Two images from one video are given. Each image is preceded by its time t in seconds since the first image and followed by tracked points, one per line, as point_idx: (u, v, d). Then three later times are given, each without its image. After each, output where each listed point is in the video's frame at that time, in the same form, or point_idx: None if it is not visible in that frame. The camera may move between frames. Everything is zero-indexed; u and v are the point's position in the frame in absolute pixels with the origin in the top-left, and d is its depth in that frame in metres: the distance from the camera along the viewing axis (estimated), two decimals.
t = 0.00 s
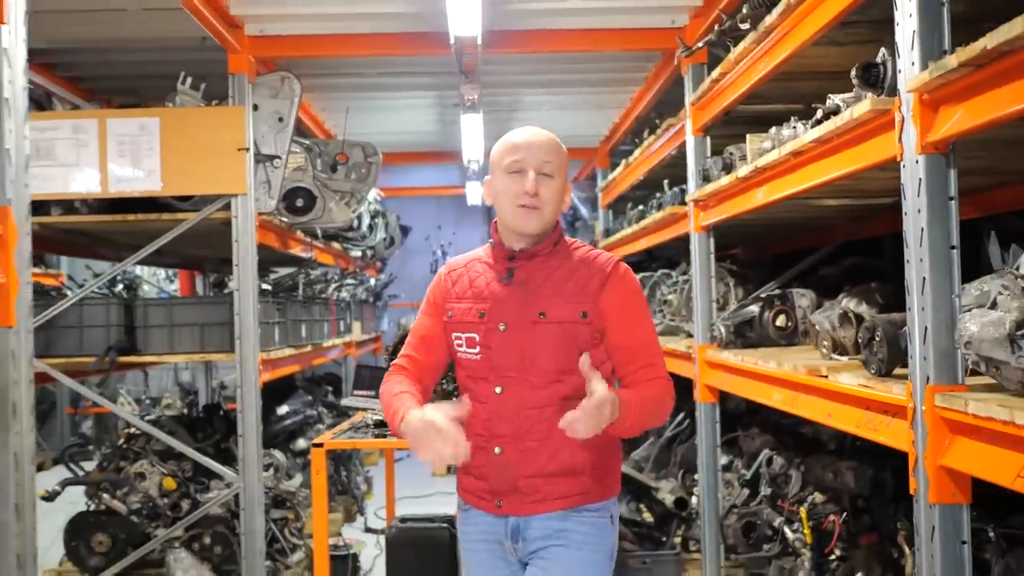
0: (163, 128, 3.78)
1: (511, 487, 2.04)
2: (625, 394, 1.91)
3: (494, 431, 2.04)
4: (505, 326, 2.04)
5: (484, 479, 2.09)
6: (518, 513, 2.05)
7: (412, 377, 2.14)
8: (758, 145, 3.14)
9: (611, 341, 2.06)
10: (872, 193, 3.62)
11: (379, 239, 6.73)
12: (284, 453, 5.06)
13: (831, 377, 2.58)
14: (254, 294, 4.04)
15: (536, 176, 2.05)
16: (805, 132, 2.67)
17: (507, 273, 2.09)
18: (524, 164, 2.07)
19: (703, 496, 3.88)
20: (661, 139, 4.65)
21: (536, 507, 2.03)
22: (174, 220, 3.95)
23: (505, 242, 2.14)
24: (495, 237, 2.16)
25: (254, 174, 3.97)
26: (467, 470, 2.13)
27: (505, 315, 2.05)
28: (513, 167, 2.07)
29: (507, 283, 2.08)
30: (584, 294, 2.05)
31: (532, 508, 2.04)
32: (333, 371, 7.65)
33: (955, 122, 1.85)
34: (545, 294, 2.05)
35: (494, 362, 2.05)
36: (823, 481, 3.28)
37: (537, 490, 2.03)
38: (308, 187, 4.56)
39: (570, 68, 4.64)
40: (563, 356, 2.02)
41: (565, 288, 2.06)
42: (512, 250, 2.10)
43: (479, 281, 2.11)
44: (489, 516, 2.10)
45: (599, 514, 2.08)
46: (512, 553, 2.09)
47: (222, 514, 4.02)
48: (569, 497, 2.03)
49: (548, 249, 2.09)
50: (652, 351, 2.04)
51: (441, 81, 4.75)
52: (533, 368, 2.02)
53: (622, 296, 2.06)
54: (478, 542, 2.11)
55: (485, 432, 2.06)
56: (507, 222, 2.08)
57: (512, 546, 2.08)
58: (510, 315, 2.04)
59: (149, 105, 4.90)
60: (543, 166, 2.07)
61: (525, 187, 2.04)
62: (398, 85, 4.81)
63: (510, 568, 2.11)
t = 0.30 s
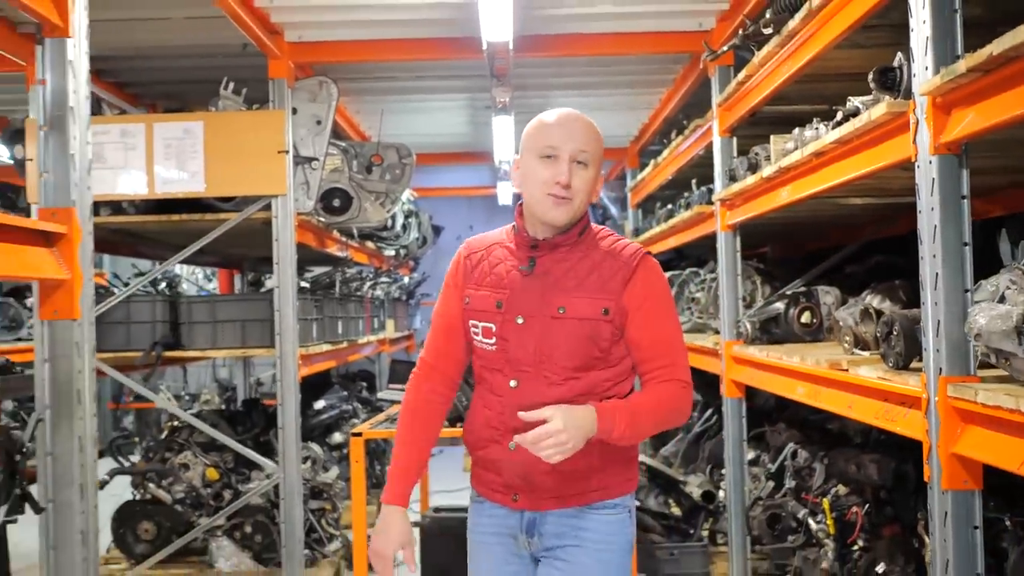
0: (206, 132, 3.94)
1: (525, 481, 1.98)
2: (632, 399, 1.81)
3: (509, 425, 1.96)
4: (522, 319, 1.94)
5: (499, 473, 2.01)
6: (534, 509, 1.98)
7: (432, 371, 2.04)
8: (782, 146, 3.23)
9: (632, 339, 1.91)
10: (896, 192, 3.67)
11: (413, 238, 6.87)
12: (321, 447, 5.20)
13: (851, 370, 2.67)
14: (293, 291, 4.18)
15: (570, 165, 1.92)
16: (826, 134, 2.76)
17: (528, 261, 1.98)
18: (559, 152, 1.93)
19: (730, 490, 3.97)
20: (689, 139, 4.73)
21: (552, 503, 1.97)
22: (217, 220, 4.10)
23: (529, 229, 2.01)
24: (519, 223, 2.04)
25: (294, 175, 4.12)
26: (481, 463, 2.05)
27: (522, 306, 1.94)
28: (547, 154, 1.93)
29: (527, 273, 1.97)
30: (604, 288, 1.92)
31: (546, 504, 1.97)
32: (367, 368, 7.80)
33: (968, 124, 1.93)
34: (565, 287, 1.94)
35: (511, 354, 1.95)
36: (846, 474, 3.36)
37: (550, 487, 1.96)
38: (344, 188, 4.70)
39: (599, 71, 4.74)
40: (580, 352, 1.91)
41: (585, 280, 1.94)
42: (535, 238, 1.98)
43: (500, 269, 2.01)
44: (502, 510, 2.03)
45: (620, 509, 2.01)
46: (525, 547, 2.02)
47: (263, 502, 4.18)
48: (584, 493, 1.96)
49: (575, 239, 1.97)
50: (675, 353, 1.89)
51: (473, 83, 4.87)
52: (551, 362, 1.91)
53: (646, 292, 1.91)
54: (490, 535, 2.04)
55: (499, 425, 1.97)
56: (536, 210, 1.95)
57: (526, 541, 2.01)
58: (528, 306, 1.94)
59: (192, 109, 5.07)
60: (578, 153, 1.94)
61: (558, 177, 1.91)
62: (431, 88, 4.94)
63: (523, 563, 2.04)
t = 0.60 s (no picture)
0: (251, 138, 4.08)
1: (559, 483, 1.98)
2: (664, 390, 1.78)
3: (539, 424, 1.97)
4: (548, 316, 1.95)
5: (532, 474, 2.02)
6: (569, 511, 1.99)
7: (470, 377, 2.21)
8: (810, 150, 3.30)
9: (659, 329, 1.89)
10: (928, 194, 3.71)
11: (449, 239, 6.99)
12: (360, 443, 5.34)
13: (878, 370, 2.73)
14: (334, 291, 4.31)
15: (578, 155, 1.93)
16: (853, 138, 2.82)
17: (551, 258, 1.99)
18: (565, 144, 1.95)
19: (761, 488, 4.05)
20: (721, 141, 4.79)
21: (587, 507, 1.98)
22: (262, 223, 4.25)
23: (549, 227, 2.03)
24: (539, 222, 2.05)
25: (335, 179, 4.25)
26: (512, 464, 2.07)
27: (547, 305, 1.96)
28: (554, 147, 1.95)
29: (550, 271, 1.98)
30: (628, 281, 1.91)
31: (581, 508, 1.98)
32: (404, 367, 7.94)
33: (988, 128, 1.99)
34: (589, 283, 1.94)
35: (538, 353, 1.96)
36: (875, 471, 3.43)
37: (585, 488, 1.97)
38: (383, 191, 4.84)
39: (633, 75, 4.82)
40: (606, 347, 1.90)
41: (609, 274, 1.93)
42: (554, 234, 1.99)
43: (523, 269, 2.03)
44: (535, 511, 2.04)
45: (655, 513, 2.01)
46: (555, 549, 2.03)
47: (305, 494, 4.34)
48: (618, 497, 1.97)
49: (594, 231, 1.97)
50: (704, 340, 1.85)
51: (508, 88, 4.98)
52: (577, 359, 1.92)
53: (671, 280, 1.88)
54: (513, 533, 2.05)
55: (532, 424, 1.99)
56: (549, 204, 1.96)
57: (557, 543, 2.02)
58: (553, 304, 1.95)
59: (236, 115, 5.24)
60: (585, 143, 1.95)
61: (567, 168, 1.92)
62: (468, 93, 5.05)
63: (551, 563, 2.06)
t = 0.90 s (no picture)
0: (297, 143, 4.23)
1: (578, 489, 1.96)
2: (675, 393, 1.78)
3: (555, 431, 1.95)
4: (559, 322, 1.94)
5: (548, 480, 2.00)
6: (586, 517, 1.98)
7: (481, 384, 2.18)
8: (840, 151, 3.34)
9: (669, 332, 1.89)
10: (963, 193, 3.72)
11: (490, 239, 7.12)
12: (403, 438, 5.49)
13: (905, 367, 2.79)
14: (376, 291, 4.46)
15: (583, 158, 1.94)
16: (881, 139, 2.88)
17: (560, 265, 1.98)
18: (570, 147, 1.95)
19: (794, 486, 4.12)
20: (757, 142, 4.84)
21: (601, 511, 1.97)
22: (307, 225, 4.40)
23: (555, 231, 2.02)
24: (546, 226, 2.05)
25: (378, 182, 4.40)
26: (526, 469, 2.06)
27: (558, 311, 1.94)
28: (558, 151, 1.96)
29: (559, 277, 1.97)
30: (637, 285, 1.90)
31: (598, 513, 1.97)
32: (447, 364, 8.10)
33: (1005, 131, 2.04)
34: (598, 288, 1.92)
35: (550, 359, 1.94)
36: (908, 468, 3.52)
37: (602, 493, 1.95)
38: (424, 194, 4.96)
39: (668, 77, 4.89)
40: (619, 351, 1.89)
41: (618, 278, 1.92)
42: (562, 239, 1.99)
43: (532, 276, 2.01)
44: (551, 515, 2.01)
45: (671, 518, 2.00)
46: (573, 553, 2.02)
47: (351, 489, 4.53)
48: (634, 501, 1.95)
49: (601, 235, 1.97)
50: (712, 341, 1.86)
51: (547, 92, 5.08)
52: (591, 365, 1.90)
53: (679, 283, 1.89)
54: (528, 536, 2.02)
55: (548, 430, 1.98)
56: (556, 207, 1.96)
57: (576, 546, 2.02)
58: (563, 310, 1.93)
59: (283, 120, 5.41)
60: (590, 146, 1.96)
61: (572, 171, 1.93)
62: (507, 97, 5.17)
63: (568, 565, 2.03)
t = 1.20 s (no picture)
0: (344, 148, 4.40)
1: (583, 490, 1.87)
2: (680, 381, 1.77)
3: (558, 431, 1.86)
4: (558, 319, 1.87)
5: (551, 484, 1.90)
6: (592, 520, 1.88)
7: (456, 394, 2.05)
8: (870, 152, 3.41)
9: (664, 325, 1.87)
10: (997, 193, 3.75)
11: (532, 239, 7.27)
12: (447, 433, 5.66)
13: (929, 363, 2.85)
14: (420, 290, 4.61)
15: (570, 151, 1.90)
16: (906, 140, 2.95)
17: (553, 261, 1.91)
18: (556, 141, 1.92)
19: (829, 481, 4.18)
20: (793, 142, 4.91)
21: (612, 513, 1.88)
22: (354, 226, 4.57)
23: (543, 227, 1.96)
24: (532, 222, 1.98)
25: (421, 185, 4.54)
26: (523, 474, 1.95)
27: (556, 307, 1.87)
28: (545, 146, 1.92)
29: (554, 273, 1.90)
30: (631, 279, 1.87)
31: (606, 513, 1.87)
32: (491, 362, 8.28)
33: (1017, 132, 2.11)
34: (595, 282, 1.87)
35: (550, 357, 1.86)
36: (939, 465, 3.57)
37: (609, 493, 1.87)
38: (466, 196, 5.06)
39: (705, 80, 4.98)
40: (620, 345, 1.84)
41: (614, 272, 1.88)
42: (554, 235, 1.92)
43: (523, 274, 1.93)
44: (554, 521, 1.91)
45: (670, 517, 1.96)
46: (580, 562, 1.92)
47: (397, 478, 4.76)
48: (641, 499, 1.89)
49: (589, 231, 1.92)
50: (706, 331, 1.87)
51: (586, 95, 5.20)
52: (592, 360, 1.84)
53: (671, 275, 1.88)
54: (536, 547, 1.92)
55: (548, 431, 1.89)
56: (543, 202, 1.90)
57: (583, 553, 1.91)
58: (562, 306, 1.87)
59: (330, 125, 5.61)
60: (576, 140, 1.92)
61: (560, 165, 1.88)
62: (547, 100, 5.30)
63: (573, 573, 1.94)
